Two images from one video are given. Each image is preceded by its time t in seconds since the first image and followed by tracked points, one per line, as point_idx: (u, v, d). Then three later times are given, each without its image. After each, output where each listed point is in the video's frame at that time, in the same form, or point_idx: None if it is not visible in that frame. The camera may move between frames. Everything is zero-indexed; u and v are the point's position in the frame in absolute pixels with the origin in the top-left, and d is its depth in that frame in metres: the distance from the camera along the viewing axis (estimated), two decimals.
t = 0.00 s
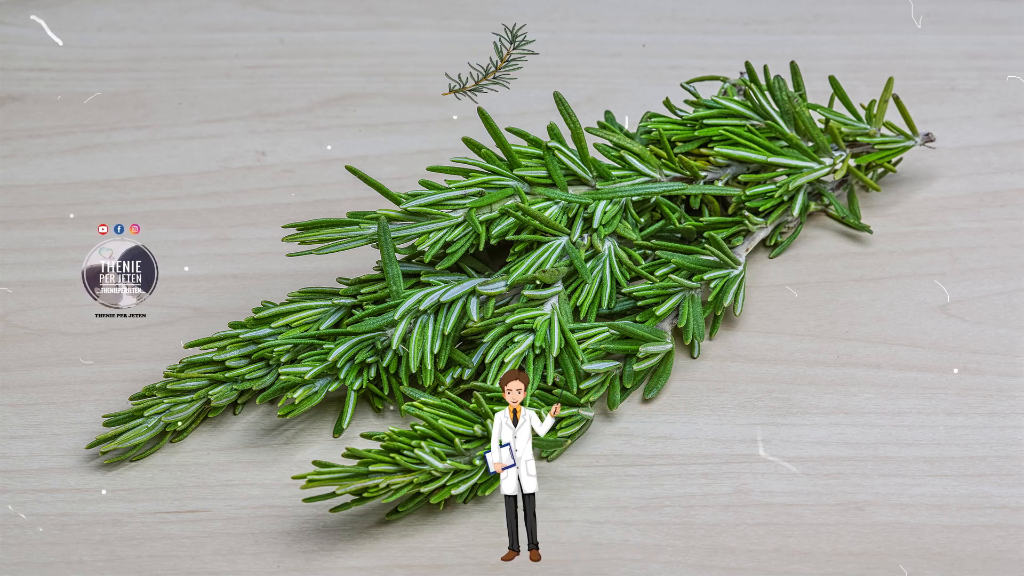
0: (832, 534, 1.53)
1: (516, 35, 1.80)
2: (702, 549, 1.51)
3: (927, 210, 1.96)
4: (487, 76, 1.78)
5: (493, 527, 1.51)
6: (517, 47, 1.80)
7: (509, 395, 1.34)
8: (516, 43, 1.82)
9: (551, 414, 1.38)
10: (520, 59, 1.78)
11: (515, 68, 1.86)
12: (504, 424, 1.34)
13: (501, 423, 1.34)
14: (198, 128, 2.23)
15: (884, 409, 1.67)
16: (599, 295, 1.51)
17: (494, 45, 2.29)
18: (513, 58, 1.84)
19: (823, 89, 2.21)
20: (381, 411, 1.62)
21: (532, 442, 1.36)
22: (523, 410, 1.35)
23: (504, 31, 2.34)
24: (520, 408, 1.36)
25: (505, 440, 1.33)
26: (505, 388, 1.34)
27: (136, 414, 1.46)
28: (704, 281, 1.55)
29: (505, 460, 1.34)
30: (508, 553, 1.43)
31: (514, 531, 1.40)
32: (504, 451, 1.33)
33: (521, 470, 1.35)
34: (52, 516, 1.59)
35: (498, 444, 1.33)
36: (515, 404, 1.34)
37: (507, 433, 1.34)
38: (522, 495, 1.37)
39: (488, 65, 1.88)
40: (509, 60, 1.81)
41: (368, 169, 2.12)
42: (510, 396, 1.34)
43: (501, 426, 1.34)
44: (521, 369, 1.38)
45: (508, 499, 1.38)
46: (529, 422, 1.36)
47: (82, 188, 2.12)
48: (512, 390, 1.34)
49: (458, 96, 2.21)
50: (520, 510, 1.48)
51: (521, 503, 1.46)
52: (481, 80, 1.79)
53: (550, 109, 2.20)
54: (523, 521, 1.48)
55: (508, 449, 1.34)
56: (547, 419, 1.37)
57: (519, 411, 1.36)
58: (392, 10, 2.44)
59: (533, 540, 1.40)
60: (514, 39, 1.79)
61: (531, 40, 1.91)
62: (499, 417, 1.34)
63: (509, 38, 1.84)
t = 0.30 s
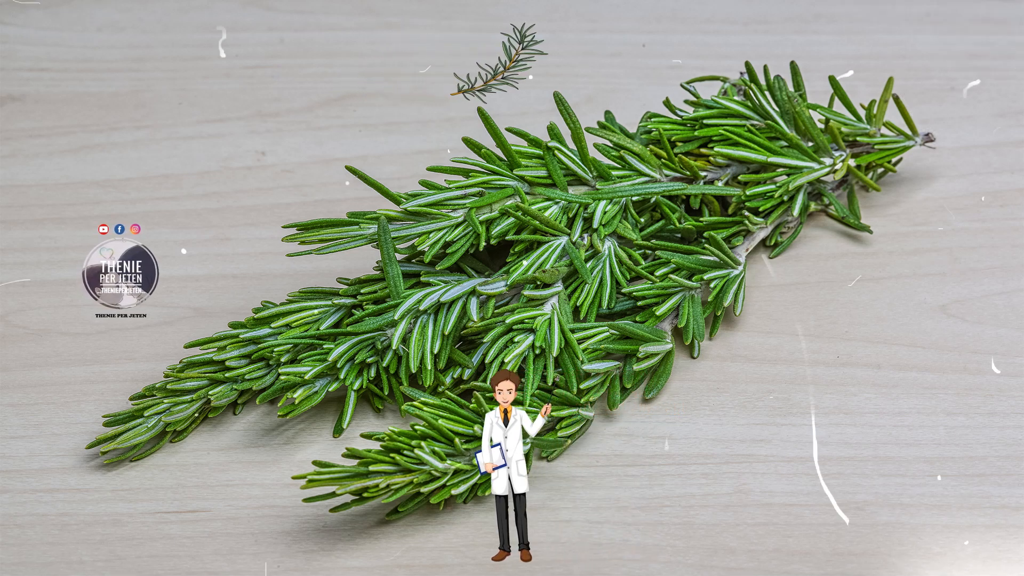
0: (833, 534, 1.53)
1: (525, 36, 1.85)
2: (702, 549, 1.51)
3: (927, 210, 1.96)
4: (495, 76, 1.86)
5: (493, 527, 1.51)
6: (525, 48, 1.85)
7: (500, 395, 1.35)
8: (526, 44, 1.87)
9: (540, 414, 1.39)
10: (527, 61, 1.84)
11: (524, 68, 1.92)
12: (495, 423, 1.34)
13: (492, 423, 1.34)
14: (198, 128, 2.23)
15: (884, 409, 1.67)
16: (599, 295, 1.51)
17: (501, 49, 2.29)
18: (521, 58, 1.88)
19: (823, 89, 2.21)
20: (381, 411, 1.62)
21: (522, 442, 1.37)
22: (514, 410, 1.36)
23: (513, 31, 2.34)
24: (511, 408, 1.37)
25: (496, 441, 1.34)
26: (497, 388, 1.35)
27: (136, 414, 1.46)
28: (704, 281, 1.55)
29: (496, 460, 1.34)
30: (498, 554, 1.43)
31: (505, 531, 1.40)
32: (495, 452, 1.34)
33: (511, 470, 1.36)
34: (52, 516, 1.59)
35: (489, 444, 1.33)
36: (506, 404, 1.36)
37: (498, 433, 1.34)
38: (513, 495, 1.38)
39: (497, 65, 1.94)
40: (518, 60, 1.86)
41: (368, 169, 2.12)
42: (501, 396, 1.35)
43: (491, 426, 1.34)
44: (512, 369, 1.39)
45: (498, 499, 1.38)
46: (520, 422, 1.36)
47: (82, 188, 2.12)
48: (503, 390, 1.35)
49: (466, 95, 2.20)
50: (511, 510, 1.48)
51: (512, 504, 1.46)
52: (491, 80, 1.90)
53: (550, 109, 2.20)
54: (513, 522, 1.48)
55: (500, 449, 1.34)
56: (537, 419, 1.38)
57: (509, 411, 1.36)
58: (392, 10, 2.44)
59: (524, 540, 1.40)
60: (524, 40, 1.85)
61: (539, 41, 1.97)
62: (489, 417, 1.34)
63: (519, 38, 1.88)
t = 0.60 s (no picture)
0: (832, 534, 1.53)
1: (533, 35, 1.76)
2: (702, 549, 1.51)
3: (927, 210, 1.96)
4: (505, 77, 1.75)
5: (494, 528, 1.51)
6: (535, 48, 1.76)
7: (491, 395, 1.34)
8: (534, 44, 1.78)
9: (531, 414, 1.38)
10: (538, 60, 1.76)
11: (533, 68, 1.82)
12: (486, 424, 1.33)
13: (482, 423, 1.33)
14: (198, 128, 2.23)
15: (884, 409, 1.67)
16: (599, 295, 1.51)
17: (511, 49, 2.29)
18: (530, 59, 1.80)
19: (823, 89, 2.21)
20: (381, 411, 1.62)
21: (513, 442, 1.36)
22: (504, 410, 1.35)
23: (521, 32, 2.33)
24: (502, 408, 1.35)
25: (487, 441, 1.33)
26: (487, 388, 1.33)
27: (137, 414, 1.47)
28: (704, 281, 1.56)
29: (487, 460, 1.33)
30: (489, 553, 1.43)
31: (495, 531, 1.40)
32: (485, 452, 1.33)
33: (502, 470, 1.35)
34: (52, 516, 1.59)
35: (480, 444, 1.32)
36: (496, 404, 1.34)
37: (489, 433, 1.33)
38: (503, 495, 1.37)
39: (504, 65, 1.84)
40: (527, 61, 1.78)
41: (368, 169, 2.12)
42: (491, 396, 1.33)
43: (482, 426, 1.33)
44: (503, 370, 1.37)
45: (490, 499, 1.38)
46: (511, 422, 1.35)
47: (82, 188, 2.12)
48: (493, 390, 1.33)
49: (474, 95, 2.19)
50: (501, 510, 1.48)
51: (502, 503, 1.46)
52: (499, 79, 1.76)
53: (550, 109, 2.20)
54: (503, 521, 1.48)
55: (490, 449, 1.33)
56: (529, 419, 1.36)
57: (500, 410, 1.35)
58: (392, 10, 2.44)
59: (515, 540, 1.41)
60: (532, 39, 1.75)
61: (547, 41, 1.85)
62: (480, 417, 1.33)
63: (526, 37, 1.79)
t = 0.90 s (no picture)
0: (832, 534, 1.53)
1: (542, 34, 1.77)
2: (702, 549, 1.51)
3: (927, 210, 1.96)
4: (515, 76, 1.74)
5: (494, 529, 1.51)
6: (543, 47, 1.78)
7: (481, 395, 1.34)
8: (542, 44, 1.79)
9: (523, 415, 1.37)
10: (548, 59, 1.77)
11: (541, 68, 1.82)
12: (477, 424, 1.33)
13: (474, 423, 1.33)
14: (198, 128, 2.23)
15: (883, 409, 1.67)
16: (599, 295, 1.51)
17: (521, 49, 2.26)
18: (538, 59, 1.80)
19: (823, 88, 2.21)
20: (381, 411, 1.62)
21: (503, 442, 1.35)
22: (496, 410, 1.35)
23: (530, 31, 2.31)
24: (493, 409, 1.35)
25: (477, 441, 1.33)
26: (478, 388, 1.34)
27: (136, 414, 1.47)
28: (704, 281, 1.56)
29: (478, 460, 1.32)
30: (480, 553, 1.42)
31: (486, 530, 1.39)
32: (476, 452, 1.32)
33: (493, 470, 1.34)
34: (52, 516, 1.59)
35: (470, 444, 1.32)
36: (487, 404, 1.34)
37: (479, 433, 1.33)
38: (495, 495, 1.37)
39: (513, 66, 1.83)
40: (535, 59, 1.78)
41: (368, 169, 2.12)
42: (482, 396, 1.34)
43: (473, 426, 1.33)
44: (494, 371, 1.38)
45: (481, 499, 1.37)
46: (502, 422, 1.35)
47: (82, 188, 2.12)
48: (484, 390, 1.34)
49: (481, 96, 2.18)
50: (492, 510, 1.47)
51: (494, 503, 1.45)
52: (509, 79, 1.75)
53: (550, 109, 2.20)
54: (494, 522, 1.47)
55: (481, 449, 1.33)
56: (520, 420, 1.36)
57: (491, 411, 1.35)
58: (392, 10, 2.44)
59: (505, 540, 1.40)
60: (542, 38, 1.77)
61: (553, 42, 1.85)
62: (471, 417, 1.33)
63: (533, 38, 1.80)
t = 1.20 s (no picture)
0: (832, 534, 1.53)
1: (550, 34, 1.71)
2: (702, 549, 1.51)
3: (927, 210, 1.96)
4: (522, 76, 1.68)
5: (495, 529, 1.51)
6: (552, 48, 1.71)
7: (472, 395, 1.34)
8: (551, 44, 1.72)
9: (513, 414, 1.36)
10: (555, 60, 1.70)
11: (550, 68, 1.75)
12: (467, 424, 1.32)
13: (464, 423, 1.32)
14: (198, 128, 2.23)
15: (883, 409, 1.67)
16: (599, 295, 1.51)
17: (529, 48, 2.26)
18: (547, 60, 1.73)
19: (823, 88, 2.21)
20: (381, 411, 1.62)
21: (496, 443, 1.35)
22: (487, 410, 1.34)
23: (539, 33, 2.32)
24: (484, 408, 1.35)
25: (468, 441, 1.32)
26: (469, 388, 1.34)
27: (136, 414, 1.47)
28: (704, 281, 1.56)
29: (468, 460, 1.32)
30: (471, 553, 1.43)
31: (477, 531, 1.40)
32: (466, 452, 1.32)
33: (484, 470, 1.33)
34: (52, 516, 1.59)
35: (461, 445, 1.31)
36: (478, 404, 1.34)
37: (470, 433, 1.32)
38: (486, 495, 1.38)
39: (522, 67, 1.76)
40: (543, 59, 1.71)
41: (368, 169, 2.12)
42: (473, 396, 1.34)
43: (464, 426, 1.32)
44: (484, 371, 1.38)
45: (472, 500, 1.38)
46: (492, 422, 1.34)
47: (82, 188, 2.12)
48: (475, 390, 1.34)
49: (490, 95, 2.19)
50: (483, 510, 1.48)
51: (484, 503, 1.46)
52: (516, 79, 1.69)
53: (550, 109, 2.20)
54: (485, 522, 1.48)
55: (471, 449, 1.32)
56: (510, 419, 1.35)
57: (482, 410, 1.34)
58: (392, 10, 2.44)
59: (497, 540, 1.41)
60: (549, 37, 1.69)
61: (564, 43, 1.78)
62: (462, 417, 1.32)
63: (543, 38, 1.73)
